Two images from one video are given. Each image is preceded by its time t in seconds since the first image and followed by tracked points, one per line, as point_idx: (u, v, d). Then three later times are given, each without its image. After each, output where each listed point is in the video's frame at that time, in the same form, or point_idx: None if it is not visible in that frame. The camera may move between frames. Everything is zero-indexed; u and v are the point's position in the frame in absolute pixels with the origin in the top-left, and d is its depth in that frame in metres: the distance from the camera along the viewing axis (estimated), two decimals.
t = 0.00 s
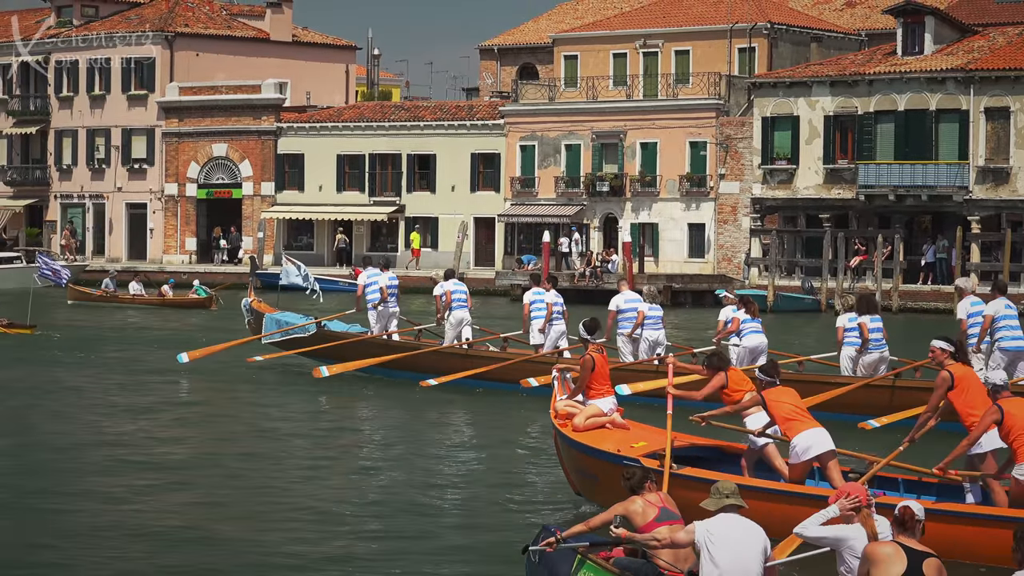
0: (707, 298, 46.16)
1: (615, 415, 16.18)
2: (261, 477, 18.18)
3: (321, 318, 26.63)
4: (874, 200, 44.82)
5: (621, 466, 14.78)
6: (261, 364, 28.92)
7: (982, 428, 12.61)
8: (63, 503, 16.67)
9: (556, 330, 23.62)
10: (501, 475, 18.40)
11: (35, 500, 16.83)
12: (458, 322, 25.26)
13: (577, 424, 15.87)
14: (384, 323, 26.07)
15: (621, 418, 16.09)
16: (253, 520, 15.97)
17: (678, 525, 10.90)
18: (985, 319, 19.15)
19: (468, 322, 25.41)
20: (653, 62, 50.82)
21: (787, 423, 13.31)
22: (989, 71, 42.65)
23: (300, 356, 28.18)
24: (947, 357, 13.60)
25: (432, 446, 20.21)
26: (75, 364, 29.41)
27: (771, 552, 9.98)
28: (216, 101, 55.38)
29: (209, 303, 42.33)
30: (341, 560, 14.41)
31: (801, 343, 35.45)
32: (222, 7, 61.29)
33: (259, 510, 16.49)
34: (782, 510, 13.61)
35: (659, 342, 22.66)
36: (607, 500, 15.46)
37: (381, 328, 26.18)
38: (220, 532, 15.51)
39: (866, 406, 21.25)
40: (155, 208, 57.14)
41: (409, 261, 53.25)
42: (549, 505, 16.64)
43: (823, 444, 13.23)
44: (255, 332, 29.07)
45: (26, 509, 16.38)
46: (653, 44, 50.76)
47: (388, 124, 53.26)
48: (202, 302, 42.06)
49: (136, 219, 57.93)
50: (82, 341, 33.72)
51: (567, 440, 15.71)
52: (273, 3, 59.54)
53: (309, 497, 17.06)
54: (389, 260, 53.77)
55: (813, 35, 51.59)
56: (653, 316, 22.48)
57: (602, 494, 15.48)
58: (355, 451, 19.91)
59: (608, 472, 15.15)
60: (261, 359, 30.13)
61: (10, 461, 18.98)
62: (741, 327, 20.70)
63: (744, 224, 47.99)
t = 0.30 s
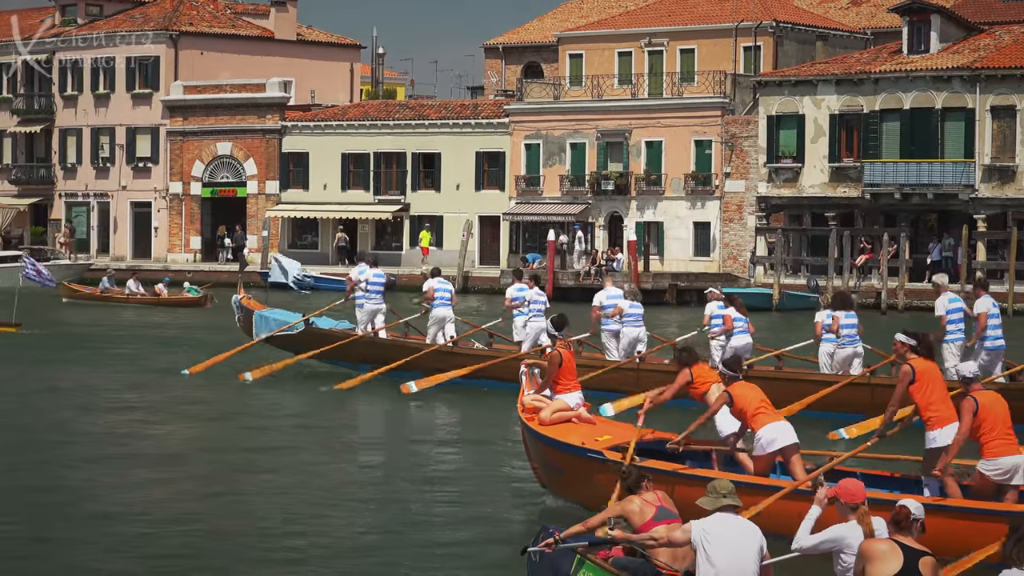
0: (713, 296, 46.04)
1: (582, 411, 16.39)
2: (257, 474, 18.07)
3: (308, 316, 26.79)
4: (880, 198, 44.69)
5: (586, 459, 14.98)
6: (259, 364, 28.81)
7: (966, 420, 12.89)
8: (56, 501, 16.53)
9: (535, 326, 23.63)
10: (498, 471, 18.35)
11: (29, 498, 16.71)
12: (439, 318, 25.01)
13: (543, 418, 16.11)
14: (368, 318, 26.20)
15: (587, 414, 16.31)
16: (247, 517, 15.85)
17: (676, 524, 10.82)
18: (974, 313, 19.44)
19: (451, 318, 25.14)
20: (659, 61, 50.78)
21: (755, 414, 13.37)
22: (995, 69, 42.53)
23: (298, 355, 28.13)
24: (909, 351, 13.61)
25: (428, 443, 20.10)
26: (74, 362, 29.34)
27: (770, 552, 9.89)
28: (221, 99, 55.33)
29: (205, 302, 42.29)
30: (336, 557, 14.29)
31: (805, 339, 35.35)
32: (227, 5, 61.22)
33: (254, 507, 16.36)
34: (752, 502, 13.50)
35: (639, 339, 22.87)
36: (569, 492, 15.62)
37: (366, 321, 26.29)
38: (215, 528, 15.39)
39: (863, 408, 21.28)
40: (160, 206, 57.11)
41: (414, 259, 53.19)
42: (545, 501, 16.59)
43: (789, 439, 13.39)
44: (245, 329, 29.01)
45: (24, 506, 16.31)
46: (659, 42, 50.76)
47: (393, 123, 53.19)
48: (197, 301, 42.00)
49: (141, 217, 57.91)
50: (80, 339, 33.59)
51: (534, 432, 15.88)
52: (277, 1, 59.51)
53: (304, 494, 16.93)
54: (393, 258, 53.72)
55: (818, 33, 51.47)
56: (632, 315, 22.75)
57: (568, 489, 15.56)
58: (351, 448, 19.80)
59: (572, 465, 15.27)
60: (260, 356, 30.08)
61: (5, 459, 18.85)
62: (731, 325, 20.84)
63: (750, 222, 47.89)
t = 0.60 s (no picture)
0: (718, 295, 46.03)
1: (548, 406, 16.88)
2: (253, 472, 18.10)
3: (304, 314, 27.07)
4: (885, 197, 44.70)
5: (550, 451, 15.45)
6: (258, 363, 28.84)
7: (943, 416, 12.92)
8: (52, 498, 16.56)
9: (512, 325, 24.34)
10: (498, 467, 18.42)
11: (27, 496, 16.74)
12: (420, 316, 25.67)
13: (511, 410, 16.59)
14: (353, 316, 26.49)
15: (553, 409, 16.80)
16: (246, 515, 15.89)
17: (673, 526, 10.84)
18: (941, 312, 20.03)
19: (433, 316, 25.84)
20: (664, 60, 50.85)
21: (727, 407, 13.72)
22: (1000, 68, 42.54)
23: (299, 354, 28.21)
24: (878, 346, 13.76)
25: (427, 441, 20.15)
26: (76, 361, 29.42)
27: (766, 551, 9.92)
28: (226, 98, 55.41)
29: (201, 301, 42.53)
30: (331, 555, 14.31)
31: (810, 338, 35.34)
32: (233, 5, 61.27)
33: (249, 504, 16.39)
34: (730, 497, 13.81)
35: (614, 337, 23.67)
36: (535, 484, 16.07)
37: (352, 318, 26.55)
38: (214, 526, 15.43)
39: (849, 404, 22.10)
40: (166, 205, 57.19)
41: (419, 258, 53.25)
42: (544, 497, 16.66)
43: (756, 435, 13.72)
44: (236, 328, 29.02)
45: (26, 504, 16.38)
46: (664, 41, 50.83)
47: (398, 122, 53.25)
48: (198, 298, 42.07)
49: (147, 217, 57.98)
50: (79, 338, 33.62)
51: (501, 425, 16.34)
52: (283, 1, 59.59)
53: (301, 492, 16.97)
54: (398, 257, 53.79)
55: (824, 32, 51.46)
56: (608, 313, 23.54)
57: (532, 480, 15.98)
58: (348, 446, 19.84)
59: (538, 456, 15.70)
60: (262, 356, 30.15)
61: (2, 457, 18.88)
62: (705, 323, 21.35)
63: (756, 221, 47.93)
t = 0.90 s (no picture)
0: (724, 294, 46.08)
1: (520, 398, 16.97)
2: (254, 470, 18.18)
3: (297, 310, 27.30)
4: (892, 196, 44.70)
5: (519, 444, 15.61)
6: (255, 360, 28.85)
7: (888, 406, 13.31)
8: (51, 497, 16.60)
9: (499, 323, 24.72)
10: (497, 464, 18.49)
11: (29, 494, 16.82)
12: (409, 313, 25.97)
13: (483, 403, 16.63)
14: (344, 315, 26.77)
15: (525, 401, 16.91)
16: (247, 512, 15.97)
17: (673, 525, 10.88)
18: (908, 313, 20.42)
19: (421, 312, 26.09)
20: (670, 59, 50.92)
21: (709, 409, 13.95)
22: (1006, 67, 42.55)
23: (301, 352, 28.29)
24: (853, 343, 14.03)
25: (427, 439, 20.22)
26: (81, 360, 29.51)
27: (764, 549, 9.98)
28: (234, 98, 55.51)
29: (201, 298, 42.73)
30: (327, 554, 14.30)
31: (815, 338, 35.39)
32: (240, 4, 61.32)
33: (247, 502, 16.41)
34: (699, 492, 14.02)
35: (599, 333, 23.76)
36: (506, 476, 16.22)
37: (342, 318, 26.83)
38: (216, 523, 15.51)
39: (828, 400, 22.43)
40: (173, 204, 57.36)
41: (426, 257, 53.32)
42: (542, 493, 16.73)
43: (733, 437, 14.00)
44: (231, 326, 29.03)
45: (29, 502, 16.45)
46: (671, 40, 50.90)
47: (405, 121, 53.33)
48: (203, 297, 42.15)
49: (154, 216, 58.12)
50: (80, 337, 33.65)
51: (473, 418, 16.47)
52: None
53: (302, 490, 17.04)
54: (405, 256, 53.87)
55: (830, 30, 51.47)
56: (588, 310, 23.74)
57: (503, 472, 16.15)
58: (347, 444, 19.88)
59: (507, 449, 15.86)
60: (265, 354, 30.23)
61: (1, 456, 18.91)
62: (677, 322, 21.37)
63: (762, 220, 47.99)
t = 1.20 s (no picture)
0: (730, 292, 46.18)
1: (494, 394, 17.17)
2: (256, 467, 18.31)
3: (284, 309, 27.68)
4: (898, 194, 44.76)
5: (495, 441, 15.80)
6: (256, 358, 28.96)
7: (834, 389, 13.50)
8: (56, 496, 16.73)
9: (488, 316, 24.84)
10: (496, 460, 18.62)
11: (34, 493, 16.95)
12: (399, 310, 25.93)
13: (458, 400, 16.83)
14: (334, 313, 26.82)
15: (500, 396, 17.11)
16: (250, 510, 16.10)
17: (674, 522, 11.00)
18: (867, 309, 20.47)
19: (411, 311, 26.08)
20: (677, 58, 51.05)
21: (679, 405, 14.27)
22: (1012, 66, 42.69)
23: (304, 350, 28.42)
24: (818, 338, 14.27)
25: (428, 436, 20.34)
26: (86, 359, 29.64)
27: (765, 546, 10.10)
28: (242, 97, 55.69)
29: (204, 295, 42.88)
30: (330, 551, 14.43)
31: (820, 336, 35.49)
32: (248, 4, 61.46)
33: (250, 500, 16.54)
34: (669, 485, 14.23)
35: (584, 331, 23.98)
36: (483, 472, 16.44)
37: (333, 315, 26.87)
38: (219, 520, 15.64)
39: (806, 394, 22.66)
40: (181, 203, 57.55)
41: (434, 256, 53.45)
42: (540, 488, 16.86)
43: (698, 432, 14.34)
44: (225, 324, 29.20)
45: (34, 501, 16.58)
46: (677, 39, 51.05)
47: (413, 120, 53.47)
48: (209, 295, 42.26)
49: (162, 215, 58.30)
50: (82, 336, 33.74)
51: (448, 415, 16.67)
52: None
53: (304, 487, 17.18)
54: (413, 254, 54.00)
55: (836, 29, 51.57)
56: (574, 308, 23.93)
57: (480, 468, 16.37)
58: (348, 442, 20.01)
59: (484, 446, 16.06)
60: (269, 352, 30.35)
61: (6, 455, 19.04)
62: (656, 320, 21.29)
63: (768, 219, 48.10)
